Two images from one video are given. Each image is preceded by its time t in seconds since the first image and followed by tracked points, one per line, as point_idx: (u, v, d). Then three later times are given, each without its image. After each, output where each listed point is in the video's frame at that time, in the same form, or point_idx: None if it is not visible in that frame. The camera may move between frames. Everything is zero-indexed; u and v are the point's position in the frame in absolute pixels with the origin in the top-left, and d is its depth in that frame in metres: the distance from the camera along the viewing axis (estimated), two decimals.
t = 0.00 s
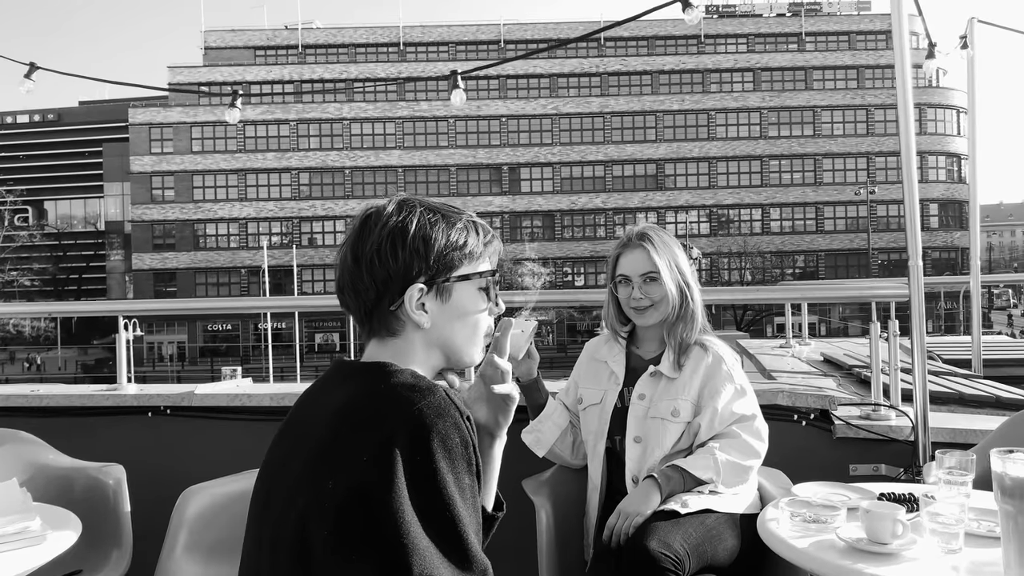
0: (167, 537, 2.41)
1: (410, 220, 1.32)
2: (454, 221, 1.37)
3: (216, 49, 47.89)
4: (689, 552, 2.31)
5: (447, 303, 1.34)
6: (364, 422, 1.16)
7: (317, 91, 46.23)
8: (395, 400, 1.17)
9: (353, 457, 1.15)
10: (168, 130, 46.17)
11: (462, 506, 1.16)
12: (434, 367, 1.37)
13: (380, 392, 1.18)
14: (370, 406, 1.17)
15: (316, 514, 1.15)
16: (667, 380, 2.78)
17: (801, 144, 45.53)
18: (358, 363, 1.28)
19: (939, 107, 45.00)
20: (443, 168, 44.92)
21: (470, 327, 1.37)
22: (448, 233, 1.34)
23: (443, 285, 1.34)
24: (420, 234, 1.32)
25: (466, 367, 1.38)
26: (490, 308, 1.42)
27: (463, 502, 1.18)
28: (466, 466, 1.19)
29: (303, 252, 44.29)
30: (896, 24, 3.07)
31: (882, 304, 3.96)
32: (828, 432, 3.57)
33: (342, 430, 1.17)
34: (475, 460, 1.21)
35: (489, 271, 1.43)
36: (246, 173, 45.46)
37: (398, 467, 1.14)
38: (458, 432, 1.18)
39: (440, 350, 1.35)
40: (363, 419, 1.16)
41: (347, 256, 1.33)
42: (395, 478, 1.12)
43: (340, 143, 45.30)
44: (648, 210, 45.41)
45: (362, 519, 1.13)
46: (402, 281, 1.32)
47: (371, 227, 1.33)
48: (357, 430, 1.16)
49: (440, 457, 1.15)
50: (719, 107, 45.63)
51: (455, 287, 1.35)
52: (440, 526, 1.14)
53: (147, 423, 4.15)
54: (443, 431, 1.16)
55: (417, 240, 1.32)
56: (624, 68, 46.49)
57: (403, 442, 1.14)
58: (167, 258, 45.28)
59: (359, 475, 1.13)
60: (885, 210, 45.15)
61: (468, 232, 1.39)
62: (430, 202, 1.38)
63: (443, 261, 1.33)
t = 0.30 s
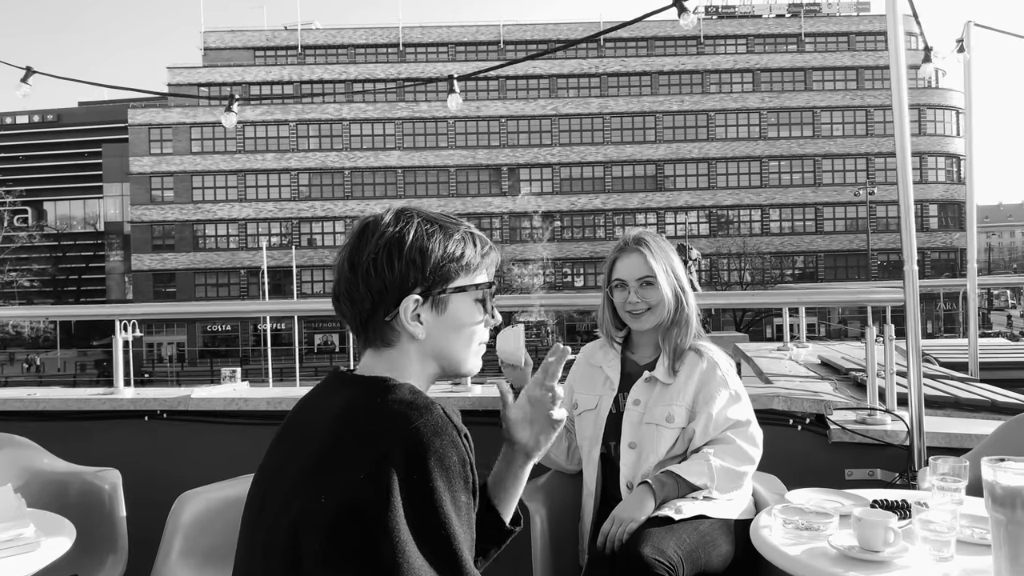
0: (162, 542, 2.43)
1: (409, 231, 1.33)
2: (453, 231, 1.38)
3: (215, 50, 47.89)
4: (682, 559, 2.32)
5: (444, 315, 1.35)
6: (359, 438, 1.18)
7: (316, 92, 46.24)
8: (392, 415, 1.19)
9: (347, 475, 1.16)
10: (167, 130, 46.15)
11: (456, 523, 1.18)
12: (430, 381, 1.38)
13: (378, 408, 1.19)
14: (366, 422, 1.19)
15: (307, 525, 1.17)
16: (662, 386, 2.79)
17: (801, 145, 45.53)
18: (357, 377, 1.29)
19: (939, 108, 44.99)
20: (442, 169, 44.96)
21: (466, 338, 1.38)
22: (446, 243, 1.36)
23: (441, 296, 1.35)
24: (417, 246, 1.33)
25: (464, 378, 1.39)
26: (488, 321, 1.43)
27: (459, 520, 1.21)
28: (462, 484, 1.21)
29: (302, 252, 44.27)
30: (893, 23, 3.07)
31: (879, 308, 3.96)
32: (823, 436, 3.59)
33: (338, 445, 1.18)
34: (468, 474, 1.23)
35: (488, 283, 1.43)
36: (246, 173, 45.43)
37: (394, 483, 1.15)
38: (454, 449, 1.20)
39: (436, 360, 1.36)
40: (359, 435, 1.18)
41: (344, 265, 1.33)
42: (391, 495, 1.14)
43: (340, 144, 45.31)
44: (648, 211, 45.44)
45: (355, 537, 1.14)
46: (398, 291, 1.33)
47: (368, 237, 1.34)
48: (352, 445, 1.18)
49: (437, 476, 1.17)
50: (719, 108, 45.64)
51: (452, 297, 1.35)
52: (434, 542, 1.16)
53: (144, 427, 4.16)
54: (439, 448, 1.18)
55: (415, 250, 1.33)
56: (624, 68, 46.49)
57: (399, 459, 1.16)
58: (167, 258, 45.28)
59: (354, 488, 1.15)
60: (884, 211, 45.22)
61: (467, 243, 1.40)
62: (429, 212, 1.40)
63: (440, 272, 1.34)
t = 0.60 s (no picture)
0: (158, 546, 2.44)
1: (403, 243, 1.41)
2: (446, 244, 1.46)
3: (215, 51, 47.88)
4: (675, 565, 2.35)
5: (435, 325, 1.44)
6: (349, 455, 1.31)
7: (316, 93, 46.24)
8: (382, 431, 1.32)
9: (340, 488, 1.29)
10: (167, 131, 46.20)
11: (441, 530, 1.32)
12: (422, 388, 1.47)
13: (367, 425, 1.32)
14: (357, 439, 1.32)
15: (297, 531, 1.31)
16: (657, 391, 2.82)
17: (800, 146, 45.54)
18: (352, 388, 1.40)
19: (938, 109, 44.96)
20: (442, 170, 45.00)
21: (458, 348, 1.47)
22: (439, 254, 1.44)
23: (432, 307, 1.44)
24: (410, 256, 1.41)
25: (455, 384, 1.49)
26: (479, 330, 1.52)
27: (450, 534, 1.36)
28: (452, 500, 1.36)
29: (301, 254, 44.24)
30: (887, 22, 3.07)
31: (874, 311, 3.97)
32: (820, 440, 3.61)
33: (330, 462, 1.31)
34: (456, 484, 1.37)
35: (479, 294, 1.53)
36: (245, 175, 45.50)
37: (382, 501, 1.29)
38: (443, 466, 1.34)
39: (429, 368, 1.46)
40: (349, 453, 1.31)
41: (338, 273, 1.41)
42: (380, 512, 1.28)
43: (339, 145, 45.32)
44: (648, 212, 45.49)
45: (342, 545, 1.28)
46: (390, 302, 1.41)
47: (362, 247, 1.41)
48: (343, 464, 1.31)
49: (426, 492, 1.32)
50: (718, 110, 45.64)
51: (443, 308, 1.45)
52: (421, 554, 1.31)
53: (140, 430, 4.17)
54: (427, 465, 1.32)
55: (408, 259, 1.41)
56: (623, 69, 46.44)
57: (388, 473, 1.30)
58: (166, 259, 45.36)
59: (346, 499, 1.29)
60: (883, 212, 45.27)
61: (460, 253, 1.48)
62: (423, 222, 1.47)
63: (432, 282, 1.43)
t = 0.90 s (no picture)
0: (152, 550, 2.44)
1: (400, 252, 1.47)
2: (445, 258, 1.53)
3: (215, 51, 47.73)
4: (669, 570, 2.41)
5: (426, 339, 1.51)
6: (338, 462, 1.36)
7: (316, 93, 46.26)
8: (370, 439, 1.37)
9: (328, 493, 1.34)
10: (167, 132, 46.20)
11: (428, 539, 1.36)
12: (410, 400, 1.53)
13: (356, 432, 1.37)
14: (345, 448, 1.37)
15: (283, 537, 1.35)
16: (650, 395, 2.84)
17: (800, 146, 45.55)
18: (342, 395, 1.45)
19: (937, 110, 44.93)
20: (441, 170, 44.94)
21: (447, 364, 1.54)
22: (438, 267, 1.51)
23: (424, 321, 1.51)
24: (407, 268, 1.47)
25: (443, 399, 1.55)
26: (470, 344, 1.60)
27: (437, 544, 1.38)
28: (439, 508, 1.40)
29: (300, 254, 44.23)
30: (881, 23, 3.08)
31: (870, 315, 3.99)
32: (815, 444, 3.63)
33: (320, 469, 1.36)
34: (445, 490, 1.41)
35: (474, 310, 1.60)
36: (245, 175, 45.61)
37: (368, 509, 1.33)
38: (431, 474, 1.38)
39: (417, 383, 1.52)
40: (338, 461, 1.35)
41: (334, 281, 1.48)
42: (366, 519, 1.32)
43: (338, 146, 45.33)
44: (648, 212, 45.42)
45: (330, 549, 1.32)
46: (383, 311, 1.48)
47: (358, 255, 1.47)
48: (333, 471, 1.35)
49: (413, 500, 1.35)
50: (717, 110, 45.69)
51: (435, 323, 1.52)
52: (406, 561, 1.33)
53: (135, 434, 4.17)
54: (414, 471, 1.36)
55: (403, 272, 1.47)
56: (622, 71, 46.40)
57: (377, 478, 1.34)
58: (166, 260, 45.42)
59: (332, 509, 1.33)
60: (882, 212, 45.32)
61: (458, 269, 1.56)
62: (421, 234, 1.55)
63: (428, 295, 1.50)
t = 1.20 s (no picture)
0: (147, 555, 2.43)
1: (403, 263, 1.50)
2: (447, 272, 1.57)
3: (213, 53, 47.33)
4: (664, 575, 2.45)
5: (422, 352, 1.54)
6: (333, 467, 1.37)
7: (316, 94, 46.27)
8: (365, 446, 1.39)
9: (322, 500, 1.35)
10: (166, 133, 46.11)
11: (423, 544, 1.38)
12: (403, 410, 1.56)
13: (351, 438, 1.39)
14: (339, 454, 1.38)
15: (279, 541, 1.37)
16: (646, 401, 2.84)
17: (799, 148, 45.53)
18: (338, 403, 1.47)
19: (937, 111, 44.84)
20: (441, 172, 44.87)
21: (444, 379, 1.58)
22: (439, 283, 1.54)
23: (420, 334, 1.54)
24: (408, 281, 1.51)
25: (436, 414, 1.58)
26: (466, 359, 1.64)
27: (430, 551, 1.40)
28: (435, 515, 1.42)
29: (300, 255, 44.29)
30: (877, 23, 3.09)
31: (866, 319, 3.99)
32: (810, 448, 3.65)
33: (315, 474, 1.37)
34: (439, 495, 1.44)
35: (472, 326, 1.64)
36: (244, 176, 45.63)
37: (365, 515, 1.35)
38: (427, 480, 1.41)
39: (410, 396, 1.55)
40: (333, 465, 1.37)
41: (335, 292, 1.51)
42: (362, 521, 1.34)
43: (338, 147, 45.35)
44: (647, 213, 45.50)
45: (325, 554, 1.33)
46: (381, 323, 1.51)
47: (361, 266, 1.50)
48: (328, 474, 1.37)
49: (410, 508, 1.38)
50: (717, 111, 45.68)
51: (434, 338, 1.55)
52: (403, 567, 1.35)
53: (131, 437, 4.18)
54: (410, 478, 1.38)
55: (405, 284, 1.50)
56: (622, 72, 46.29)
57: (372, 482, 1.36)
58: (165, 261, 45.41)
59: (327, 515, 1.35)
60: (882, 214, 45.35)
61: (459, 283, 1.59)
62: (424, 247, 1.58)
63: (427, 309, 1.53)
